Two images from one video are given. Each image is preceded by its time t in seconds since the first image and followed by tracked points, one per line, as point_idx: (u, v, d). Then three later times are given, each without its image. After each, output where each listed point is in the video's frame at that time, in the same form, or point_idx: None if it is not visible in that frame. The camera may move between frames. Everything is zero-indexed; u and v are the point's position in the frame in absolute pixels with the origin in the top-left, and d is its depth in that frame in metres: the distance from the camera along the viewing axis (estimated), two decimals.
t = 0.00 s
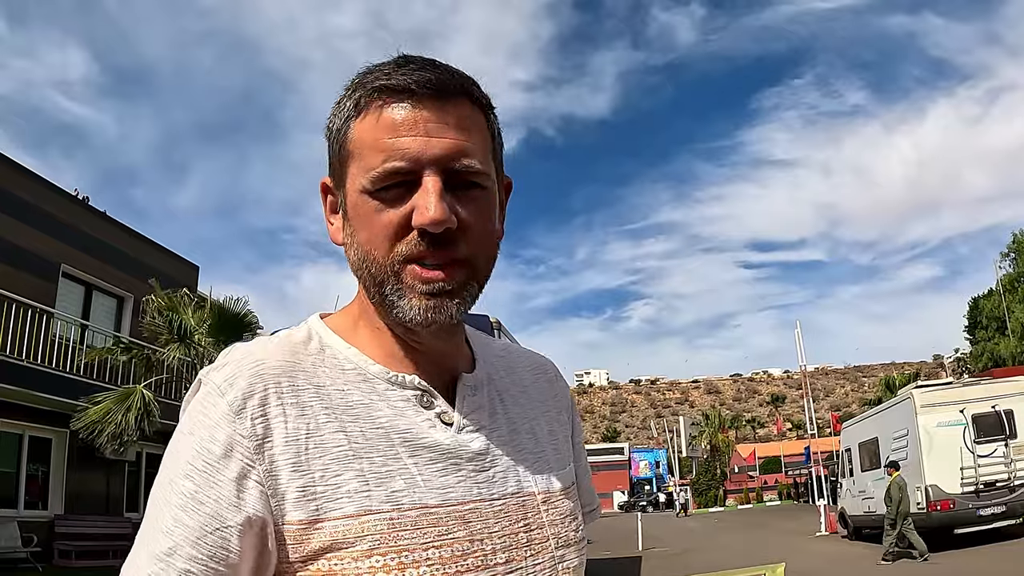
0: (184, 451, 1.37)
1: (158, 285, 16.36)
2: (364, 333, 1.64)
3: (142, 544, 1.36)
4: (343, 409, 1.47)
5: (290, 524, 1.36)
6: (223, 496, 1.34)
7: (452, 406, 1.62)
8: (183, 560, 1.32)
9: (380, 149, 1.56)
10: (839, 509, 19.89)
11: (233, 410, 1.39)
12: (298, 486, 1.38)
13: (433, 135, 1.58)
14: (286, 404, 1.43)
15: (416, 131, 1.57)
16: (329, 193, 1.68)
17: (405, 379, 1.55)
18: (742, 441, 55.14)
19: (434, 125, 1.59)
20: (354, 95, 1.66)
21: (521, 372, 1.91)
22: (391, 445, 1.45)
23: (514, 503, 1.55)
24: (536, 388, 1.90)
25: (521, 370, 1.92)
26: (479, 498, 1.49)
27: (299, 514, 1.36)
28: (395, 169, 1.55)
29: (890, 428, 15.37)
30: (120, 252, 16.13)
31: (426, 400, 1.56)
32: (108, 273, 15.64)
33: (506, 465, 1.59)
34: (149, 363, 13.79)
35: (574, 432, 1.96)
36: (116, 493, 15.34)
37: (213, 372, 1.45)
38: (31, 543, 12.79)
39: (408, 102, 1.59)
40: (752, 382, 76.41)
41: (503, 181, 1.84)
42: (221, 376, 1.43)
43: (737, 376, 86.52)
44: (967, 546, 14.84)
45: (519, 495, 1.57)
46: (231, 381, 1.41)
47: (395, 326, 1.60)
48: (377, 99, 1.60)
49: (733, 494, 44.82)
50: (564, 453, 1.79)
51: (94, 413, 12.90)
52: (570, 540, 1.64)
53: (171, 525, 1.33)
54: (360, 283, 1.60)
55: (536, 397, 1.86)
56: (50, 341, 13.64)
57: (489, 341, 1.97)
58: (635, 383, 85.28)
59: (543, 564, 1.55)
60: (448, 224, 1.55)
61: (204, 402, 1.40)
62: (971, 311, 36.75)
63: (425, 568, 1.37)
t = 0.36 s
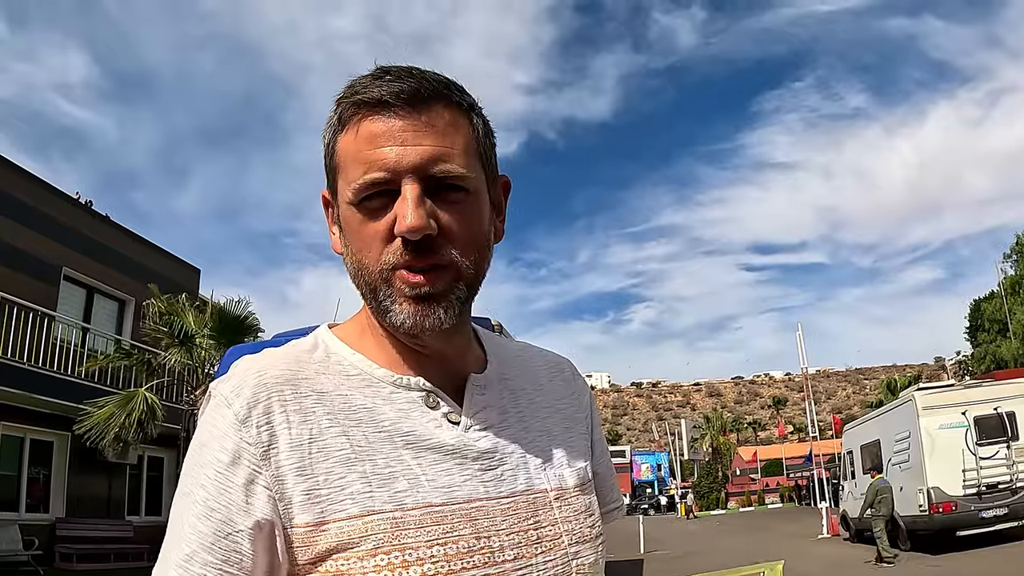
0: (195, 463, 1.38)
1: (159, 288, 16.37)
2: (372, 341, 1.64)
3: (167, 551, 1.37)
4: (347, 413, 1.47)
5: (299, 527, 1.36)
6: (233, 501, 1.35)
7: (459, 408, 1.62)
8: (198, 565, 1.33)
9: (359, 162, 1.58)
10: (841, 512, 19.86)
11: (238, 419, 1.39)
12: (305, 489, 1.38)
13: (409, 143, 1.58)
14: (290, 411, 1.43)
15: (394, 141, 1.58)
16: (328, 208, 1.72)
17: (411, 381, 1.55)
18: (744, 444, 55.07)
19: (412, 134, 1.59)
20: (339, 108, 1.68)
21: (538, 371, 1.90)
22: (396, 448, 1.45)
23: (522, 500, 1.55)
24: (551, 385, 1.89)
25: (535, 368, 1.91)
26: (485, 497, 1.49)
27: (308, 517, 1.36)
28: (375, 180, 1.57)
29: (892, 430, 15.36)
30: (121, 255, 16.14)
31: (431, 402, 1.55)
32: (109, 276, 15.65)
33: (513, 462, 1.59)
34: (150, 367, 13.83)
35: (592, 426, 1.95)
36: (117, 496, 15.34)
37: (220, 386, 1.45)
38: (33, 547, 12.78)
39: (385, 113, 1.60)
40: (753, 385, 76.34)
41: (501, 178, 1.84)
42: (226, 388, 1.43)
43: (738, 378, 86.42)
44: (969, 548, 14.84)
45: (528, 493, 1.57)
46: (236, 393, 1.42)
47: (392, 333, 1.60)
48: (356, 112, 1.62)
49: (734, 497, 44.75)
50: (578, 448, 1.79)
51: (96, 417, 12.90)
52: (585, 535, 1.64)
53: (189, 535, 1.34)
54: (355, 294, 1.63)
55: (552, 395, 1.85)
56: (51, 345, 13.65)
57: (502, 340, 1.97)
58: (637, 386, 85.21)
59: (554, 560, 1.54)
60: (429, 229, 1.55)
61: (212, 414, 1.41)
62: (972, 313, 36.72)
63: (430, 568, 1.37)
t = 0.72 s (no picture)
0: (199, 470, 1.38)
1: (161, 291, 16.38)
2: (372, 346, 1.64)
3: (173, 558, 1.37)
4: (348, 420, 1.47)
5: (301, 533, 1.36)
6: (237, 508, 1.35)
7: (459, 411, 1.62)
8: (204, 570, 1.33)
9: (358, 164, 1.59)
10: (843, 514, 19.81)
11: (242, 426, 1.39)
12: (307, 495, 1.38)
13: (408, 145, 1.59)
14: (292, 418, 1.43)
15: (392, 144, 1.59)
16: (327, 213, 1.72)
17: (411, 387, 1.55)
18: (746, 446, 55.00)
19: (410, 137, 1.59)
20: (338, 114, 1.68)
21: (538, 376, 1.90)
22: (398, 454, 1.45)
23: (522, 504, 1.55)
24: (551, 389, 1.90)
25: (536, 372, 1.91)
26: (486, 501, 1.49)
27: (310, 522, 1.36)
28: (374, 182, 1.57)
29: (893, 432, 15.36)
30: (123, 258, 16.15)
31: (432, 407, 1.55)
32: (110, 279, 15.65)
33: (513, 466, 1.59)
34: (153, 371, 13.88)
35: (592, 430, 1.95)
36: (119, 499, 15.34)
37: (223, 394, 1.45)
38: (35, 550, 12.77)
39: (384, 115, 1.60)
40: (755, 387, 76.28)
41: (498, 182, 1.85)
42: (230, 395, 1.44)
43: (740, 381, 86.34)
44: (972, 550, 14.80)
45: (528, 497, 1.57)
46: (239, 400, 1.42)
47: (392, 336, 1.60)
48: (355, 116, 1.63)
49: (737, 499, 44.67)
50: (578, 453, 1.79)
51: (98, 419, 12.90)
52: (586, 538, 1.63)
53: (192, 541, 1.34)
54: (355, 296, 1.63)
55: (551, 399, 1.86)
56: (53, 348, 13.65)
57: (502, 344, 1.97)
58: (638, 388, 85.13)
59: (555, 565, 1.54)
60: (428, 231, 1.55)
61: (215, 421, 1.41)
62: (974, 314, 36.71)
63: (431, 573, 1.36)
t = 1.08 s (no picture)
0: (192, 479, 1.37)
1: (163, 295, 16.41)
2: (364, 355, 1.64)
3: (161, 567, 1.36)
4: (338, 432, 1.48)
5: (292, 542, 1.36)
6: (229, 516, 1.35)
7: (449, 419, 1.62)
8: None
9: (348, 171, 1.59)
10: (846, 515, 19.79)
11: (235, 435, 1.39)
12: (297, 505, 1.38)
13: (397, 155, 1.59)
14: (283, 426, 1.43)
15: (382, 151, 1.59)
16: (319, 220, 1.73)
17: (402, 397, 1.55)
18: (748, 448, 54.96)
19: (400, 146, 1.59)
20: (330, 121, 1.69)
21: (529, 385, 1.90)
22: (388, 465, 1.46)
23: (511, 515, 1.55)
24: (543, 398, 1.90)
25: (527, 381, 1.92)
26: (475, 511, 1.49)
27: (301, 531, 1.36)
28: (363, 191, 1.58)
29: (896, 434, 15.33)
30: (124, 262, 16.16)
31: (422, 417, 1.55)
32: (112, 283, 15.68)
33: (503, 474, 1.59)
34: (154, 376, 13.91)
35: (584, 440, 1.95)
36: (121, 502, 15.37)
37: (215, 402, 1.45)
38: (37, 553, 12.80)
39: (374, 124, 1.61)
40: (757, 389, 76.22)
41: (490, 192, 1.86)
42: (223, 403, 1.43)
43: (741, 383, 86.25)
44: (974, 551, 14.78)
45: (516, 507, 1.57)
46: (231, 409, 1.42)
47: (382, 343, 1.61)
48: (347, 124, 1.63)
49: (739, 501, 44.62)
50: (568, 462, 1.79)
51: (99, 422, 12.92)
52: (575, 548, 1.64)
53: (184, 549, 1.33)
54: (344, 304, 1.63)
55: (542, 408, 1.86)
56: (54, 352, 13.67)
57: (494, 353, 1.98)
58: (640, 391, 85.10)
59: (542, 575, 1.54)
60: (417, 239, 1.56)
61: (207, 428, 1.41)
62: (976, 315, 36.69)
63: None
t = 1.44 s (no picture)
0: (183, 485, 1.36)
1: (163, 298, 16.43)
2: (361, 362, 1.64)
3: None
4: (328, 439, 1.48)
5: (287, 548, 1.36)
6: (226, 521, 1.34)
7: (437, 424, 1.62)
8: None
9: (374, 172, 1.56)
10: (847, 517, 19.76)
11: (229, 440, 1.38)
12: (289, 511, 1.38)
13: (425, 157, 1.58)
14: (275, 433, 1.43)
15: (411, 154, 1.58)
16: (318, 218, 1.69)
17: (389, 403, 1.55)
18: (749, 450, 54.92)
19: (426, 149, 1.59)
20: (342, 119, 1.65)
21: (515, 389, 1.91)
22: (379, 471, 1.46)
23: (502, 519, 1.55)
24: (529, 403, 1.90)
25: (514, 387, 1.91)
26: (463, 517, 1.49)
27: (295, 537, 1.36)
28: (390, 191, 1.55)
29: (896, 436, 15.34)
30: (124, 265, 16.16)
31: (411, 422, 1.55)
32: (113, 286, 15.68)
33: (493, 478, 1.60)
34: (155, 377, 13.96)
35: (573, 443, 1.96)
36: (121, 506, 15.36)
37: (202, 410, 1.44)
38: (37, 557, 12.80)
39: (398, 125, 1.59)
40: (758, 391, 76.20)
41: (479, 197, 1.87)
42: (213, 410, 1.43)
43: (743, 386, 86.19)
44: (974, 553, 14.77)
45: (507, 511, 1.57)
46: (224, 415, 1.41)
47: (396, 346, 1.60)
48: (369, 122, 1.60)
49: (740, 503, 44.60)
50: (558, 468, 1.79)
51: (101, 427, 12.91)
52: (564, 553, 1.64)
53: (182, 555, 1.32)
54: (352, 303, 1.60)
55: (532, 412, 1.87)
56: (55, 355, 13.68)
57: (480, 359, 1.98)
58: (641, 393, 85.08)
59: None
60: (446, 243, 1.56)
61: (198, 435, 1.39)
62: (976, 317, 36.67)
63: None
